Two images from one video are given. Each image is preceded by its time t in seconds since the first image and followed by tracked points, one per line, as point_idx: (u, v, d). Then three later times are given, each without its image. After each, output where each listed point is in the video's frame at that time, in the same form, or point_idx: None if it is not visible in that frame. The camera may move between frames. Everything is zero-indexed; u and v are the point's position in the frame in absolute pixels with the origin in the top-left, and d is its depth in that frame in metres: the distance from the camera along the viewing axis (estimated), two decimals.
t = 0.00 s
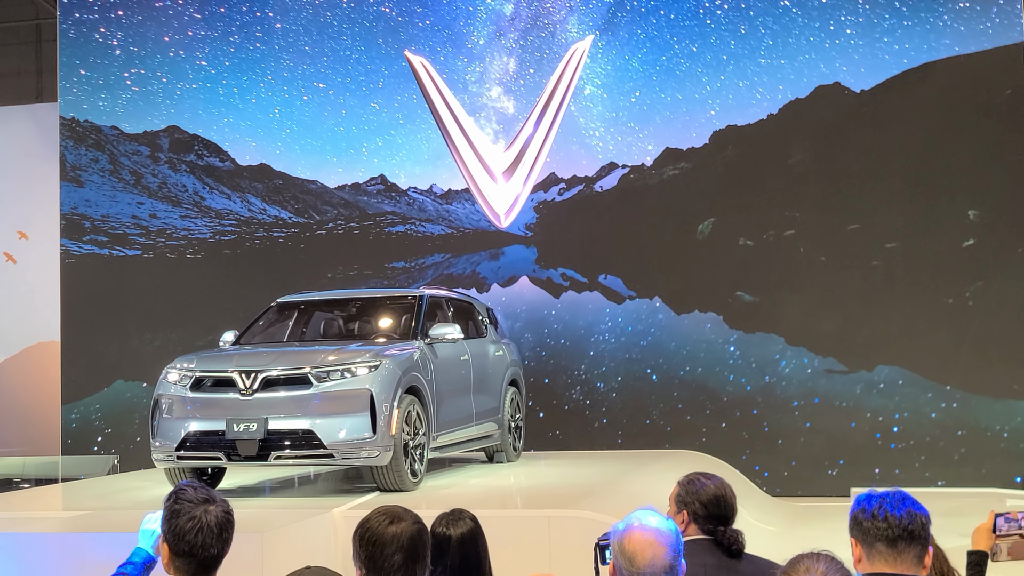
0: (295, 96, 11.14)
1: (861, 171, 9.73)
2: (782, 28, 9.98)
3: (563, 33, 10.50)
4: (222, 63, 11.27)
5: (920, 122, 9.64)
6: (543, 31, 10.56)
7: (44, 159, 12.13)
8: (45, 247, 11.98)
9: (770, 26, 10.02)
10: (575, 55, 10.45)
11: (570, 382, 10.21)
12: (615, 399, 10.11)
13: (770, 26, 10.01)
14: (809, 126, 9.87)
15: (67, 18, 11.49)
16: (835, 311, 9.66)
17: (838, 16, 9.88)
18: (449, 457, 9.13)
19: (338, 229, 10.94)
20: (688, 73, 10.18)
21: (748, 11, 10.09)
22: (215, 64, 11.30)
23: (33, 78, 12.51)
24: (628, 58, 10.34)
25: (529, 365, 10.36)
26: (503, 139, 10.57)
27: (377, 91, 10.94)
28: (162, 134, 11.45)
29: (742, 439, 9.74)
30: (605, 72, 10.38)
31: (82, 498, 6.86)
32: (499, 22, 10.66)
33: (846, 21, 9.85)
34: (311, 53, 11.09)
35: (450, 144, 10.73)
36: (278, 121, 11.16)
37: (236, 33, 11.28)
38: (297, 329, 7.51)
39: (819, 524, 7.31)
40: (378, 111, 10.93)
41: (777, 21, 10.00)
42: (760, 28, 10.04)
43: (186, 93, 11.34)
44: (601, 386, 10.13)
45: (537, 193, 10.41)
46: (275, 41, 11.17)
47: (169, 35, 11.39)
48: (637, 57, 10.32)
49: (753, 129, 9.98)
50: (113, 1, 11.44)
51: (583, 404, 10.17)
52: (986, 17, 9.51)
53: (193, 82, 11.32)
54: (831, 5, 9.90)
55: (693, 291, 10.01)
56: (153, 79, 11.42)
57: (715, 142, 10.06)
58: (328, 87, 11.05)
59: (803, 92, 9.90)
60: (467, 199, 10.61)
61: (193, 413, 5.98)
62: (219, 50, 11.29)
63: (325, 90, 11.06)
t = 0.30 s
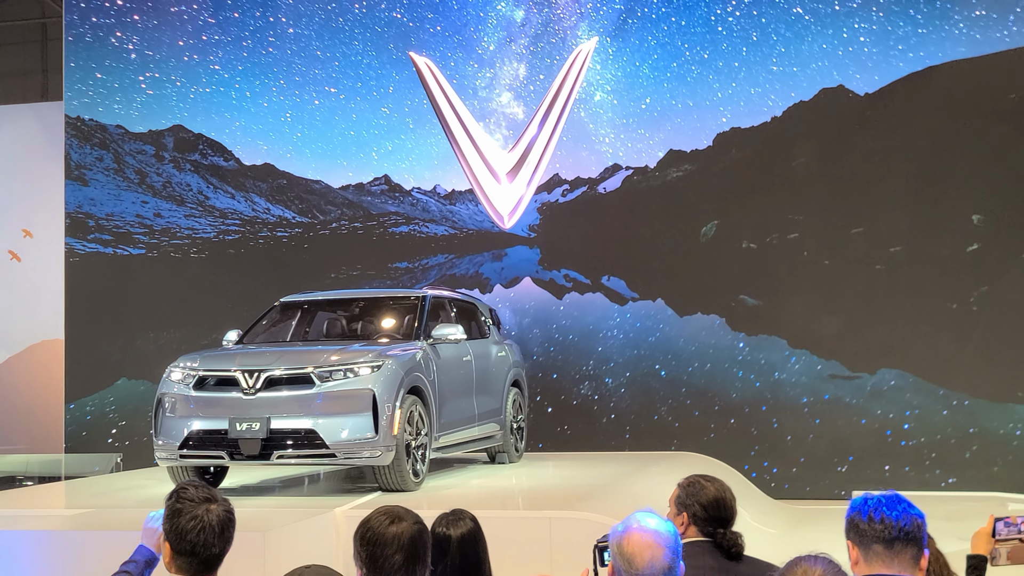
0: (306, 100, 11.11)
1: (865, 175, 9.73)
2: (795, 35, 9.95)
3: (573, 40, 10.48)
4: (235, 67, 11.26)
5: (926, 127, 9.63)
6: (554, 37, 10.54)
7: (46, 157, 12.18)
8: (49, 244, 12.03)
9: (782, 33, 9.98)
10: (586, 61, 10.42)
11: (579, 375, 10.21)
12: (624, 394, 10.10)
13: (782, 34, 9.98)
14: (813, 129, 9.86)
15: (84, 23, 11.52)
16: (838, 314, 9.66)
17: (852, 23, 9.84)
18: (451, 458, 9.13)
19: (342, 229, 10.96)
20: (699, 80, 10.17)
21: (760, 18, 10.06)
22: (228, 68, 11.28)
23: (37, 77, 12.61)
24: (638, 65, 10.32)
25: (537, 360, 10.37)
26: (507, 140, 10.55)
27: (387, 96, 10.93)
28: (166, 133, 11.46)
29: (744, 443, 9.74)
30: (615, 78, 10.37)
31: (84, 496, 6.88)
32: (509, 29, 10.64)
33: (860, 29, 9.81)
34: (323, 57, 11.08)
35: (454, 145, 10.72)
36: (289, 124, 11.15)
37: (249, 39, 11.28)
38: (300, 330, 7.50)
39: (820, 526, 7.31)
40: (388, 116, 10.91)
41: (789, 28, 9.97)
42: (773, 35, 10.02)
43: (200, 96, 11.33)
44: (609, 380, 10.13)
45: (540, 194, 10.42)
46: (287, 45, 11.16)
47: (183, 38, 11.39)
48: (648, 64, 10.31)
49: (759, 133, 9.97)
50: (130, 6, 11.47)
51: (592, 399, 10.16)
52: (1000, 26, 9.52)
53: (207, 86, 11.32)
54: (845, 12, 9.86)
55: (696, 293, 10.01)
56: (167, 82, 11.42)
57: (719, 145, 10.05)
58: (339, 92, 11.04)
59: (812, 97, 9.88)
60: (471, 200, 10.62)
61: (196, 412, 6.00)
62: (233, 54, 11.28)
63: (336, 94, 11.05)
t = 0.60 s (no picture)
0: (317, 107, 11.11)
1: (868, 182, 9.73)
2: (807, 47, 9.91)
3: (583, 50, 10.48)
4: (247, 74, 11.27)
5: (930, 137, 9.63)
6: (564, 47, 10.54)
7: (50, 157, 12.21)
8: (53, 245, 12.07)
9: (794, 44, 9.96)
10: (595, 71, 10.42)
11: (587, 375, 10.23)
12: (632, 394, 10.11)
13: (793, 45, 9.96)
14: (816, 136, 9.87)
15: (100, 29, 11.58)
16: (841, 322, 9.66)
17: (865, 35, 9.80)
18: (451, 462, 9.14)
19: (345, 233, 10.99)
20: (709, 91, 10.15)
21: (772, 30, 10.04)
22: (240, 76, 11.29)
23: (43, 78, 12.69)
24: (648, 76, 10.31)
25: (545, 359, 10.39)
26: (510, 144, 10.60)
27: (398, 104, 10.92)
28: (169, 135, 11.50)
29: (745, 449, 9.75)
30: (624, 88, 10.34)
31: (85, 498, 6.91)
32: (519, 38, 10.63)
33: (874, 41, 9.77)
34: (334, 66, 11.08)
35: (457, 149, 10.75)
36: (300, 132, 11.15)
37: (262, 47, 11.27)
38: (303, 332, 7.52)
39: (821, 533, 7.31)
40: (398, 125, 10.91)
41: (801, 40, 9.94)
42: (784, 47, 9.99)
43: (212, 103, 11.35)
44: (617, 379, 10.15)
45: (543, 199, 10.44)
46: (299, 54, 11.15)
47: (196, 45, 11.39)
48: (658, 75, 10.29)
49: (762, 141, 9.98)
50: (145, 13, 11.51)
51: (600, 399, 10.17)
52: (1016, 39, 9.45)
53: (219, 93, 11.33)
54: (859, 24, 9.82)
55: (698, 300, 10.02)
56: (181, 89, 11.45)
57: (722, 151, 10.06)
58: (350, 100, 11.03)
59: (819, 107, 9.87)
60: (474, 204, 10.63)
61: (198, 414, 6.01)
62: (245, 62, 11.28)
63: (347, 102, 11.04)
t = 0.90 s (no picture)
0: (331, 112, 11.12)
1: (875, 185, 9.72)
2: (823, 55, 9.89)
3: (596, 57, 10.46)
4: (263, 79, 11.30)
5: (939, 142, 9.61)
6: (577, 54, 10.52)
7: (57, 157, 12.27)
8: (61, 243, 12.14)
9: (809, 52, 9.93)
10: (609, 79, 10.41)
11: (599, 371, 10.22)
12: (644, 389, 10.10)
13: (809, 53, 9.93)
14: (823, 140, 9.87)
15: (119, 34, 11.61)
16: (847, 327, 9.65)
17: (882, 43, 9.78)
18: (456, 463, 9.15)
19: (352, 233, 11.02)
20: (723, 98, 10.12)
21: (786, 38, 10.00)
22: (256, 81, 11.32)
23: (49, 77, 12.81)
24: (662, 82, 10.27)
25: (557, 355, 10.37)
26: (517, 146, 10.58)
27: (411, 109, 10.92)
28: (177, 134, 11.55)
29: (751, 452, 9.75)
30: (638, 95, 10.32)
31: (92, 496, 6.95)
32: (533, 44, 10.62)
33: (890, 49, 9.75)
34: (349, 72, 11.08)
35: (465, 151, 10.75)
36: (314, 136, 11.16)
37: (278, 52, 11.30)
38: (309, 332, 7.56)
39: (826, 536, 7.32)
40: (411, 130, 10.90)
41: (817, 48, 9.91)
42: (799, 55, 9.95)
43: (228, 107, 11.38)
44: (629, 376, 10.14)
45: (551, 200, 10.45)
46: (313, 60, 11.17)
47: (212, 50, 11.43)
48: (671, 82, 10.26)
49: (770, 145, 9.97)
50: (164, 18, 11.55)
51: (612, 396, 10.17)
52: None
53: (235, 97, 11.36)
54: (875, 32, 9.79)
55: (705, 303, 10.02)
56: (198, 94, 11.47)
57: (729, 153, 10.04)
58: (364, 105, 11.03)
59: (830, 112, 9.87)
60: (481, 205, 10.64)
61: (205, 414, 6.05)
62: (261, 67, 11.31)
63: (361, 107, 11.04)
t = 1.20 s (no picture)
0: (341, 115, 11.12)
1: (880, 184, 9.70)
2: (836, 58, 9.85)
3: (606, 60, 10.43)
4: (275, 82, 11.30)
5: (945, 142, 9.58)
6: (587, 57, 10.49)
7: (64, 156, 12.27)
8: (68, 241, 12.15)
9: (822, 55, 9.88)
10: (618, 82, 10.39)
11: (609, 364, 10.24)
12: (653, 381, 10.09)
13: (821, 56, 9.87)
14: (828, 138, 9.84)
15: (135, 37, 11.60)
16: (852, 326, 9.63)
17: (896, 46, 9.73)
18: (460, 461, 9.15)
19: (356, 232, 11.02)
20: (734, 101, 10.10)
21: (798, 41, 9.95)
22: (268, 84, 11.33)
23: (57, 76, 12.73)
24: (672, 86, 10.26)
25: (567, 347, 10.38)
26: (521, 145, 10.58)
27: (422, 113, 10.92)
28: (182, 133, 11.56)
29: (754, 449, 9.75)
30: (649, 99, 10.29)
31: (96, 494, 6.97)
32: (543, 48, 10.58)
33: (904, 52, 9.70)
34: (360, 75, 11.08)
35: (469, 150, 10.76)
36: (325, 139, 11.17)
37: (289, 56, 11.29)
38: (314, 330, 7.50)
39: (831, 535, 7.30)
40: (420, 133, 10.91)
41: (830, 51, 9.86)
42: (812, 58, 9.90)
43: (240, 110, 11.39)
44: (639, 368, 10.13)
45: (555, 199, 10.45)
46: (325, 63, 11.17)
47: (226, 55, 11.42)
48: (682, 85, 10.24)
49: (776, 145, 9.96)
50: (179, 22, 11.52)
51: (622, 388, 10.17)
52: None
53: (247, 100, 11.37)
54: (889, 35, 9.74)
55: (709, 302, 10.01)
56: (210, 97, 11.49)
57: (732, 152, 10.05)
58: (374, 108, 11.03)
59: (838, 112, 9.82)
60: (485, 204, 10.65)
61: (209, 412, 6.05)
62: (272, 69, 11.32)
63: (372, 110, 11.04)
